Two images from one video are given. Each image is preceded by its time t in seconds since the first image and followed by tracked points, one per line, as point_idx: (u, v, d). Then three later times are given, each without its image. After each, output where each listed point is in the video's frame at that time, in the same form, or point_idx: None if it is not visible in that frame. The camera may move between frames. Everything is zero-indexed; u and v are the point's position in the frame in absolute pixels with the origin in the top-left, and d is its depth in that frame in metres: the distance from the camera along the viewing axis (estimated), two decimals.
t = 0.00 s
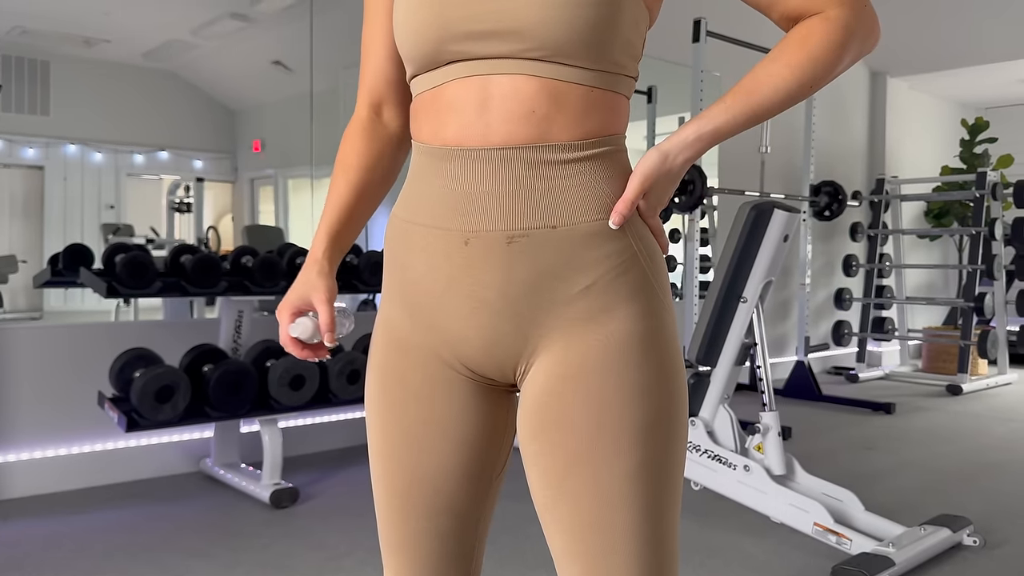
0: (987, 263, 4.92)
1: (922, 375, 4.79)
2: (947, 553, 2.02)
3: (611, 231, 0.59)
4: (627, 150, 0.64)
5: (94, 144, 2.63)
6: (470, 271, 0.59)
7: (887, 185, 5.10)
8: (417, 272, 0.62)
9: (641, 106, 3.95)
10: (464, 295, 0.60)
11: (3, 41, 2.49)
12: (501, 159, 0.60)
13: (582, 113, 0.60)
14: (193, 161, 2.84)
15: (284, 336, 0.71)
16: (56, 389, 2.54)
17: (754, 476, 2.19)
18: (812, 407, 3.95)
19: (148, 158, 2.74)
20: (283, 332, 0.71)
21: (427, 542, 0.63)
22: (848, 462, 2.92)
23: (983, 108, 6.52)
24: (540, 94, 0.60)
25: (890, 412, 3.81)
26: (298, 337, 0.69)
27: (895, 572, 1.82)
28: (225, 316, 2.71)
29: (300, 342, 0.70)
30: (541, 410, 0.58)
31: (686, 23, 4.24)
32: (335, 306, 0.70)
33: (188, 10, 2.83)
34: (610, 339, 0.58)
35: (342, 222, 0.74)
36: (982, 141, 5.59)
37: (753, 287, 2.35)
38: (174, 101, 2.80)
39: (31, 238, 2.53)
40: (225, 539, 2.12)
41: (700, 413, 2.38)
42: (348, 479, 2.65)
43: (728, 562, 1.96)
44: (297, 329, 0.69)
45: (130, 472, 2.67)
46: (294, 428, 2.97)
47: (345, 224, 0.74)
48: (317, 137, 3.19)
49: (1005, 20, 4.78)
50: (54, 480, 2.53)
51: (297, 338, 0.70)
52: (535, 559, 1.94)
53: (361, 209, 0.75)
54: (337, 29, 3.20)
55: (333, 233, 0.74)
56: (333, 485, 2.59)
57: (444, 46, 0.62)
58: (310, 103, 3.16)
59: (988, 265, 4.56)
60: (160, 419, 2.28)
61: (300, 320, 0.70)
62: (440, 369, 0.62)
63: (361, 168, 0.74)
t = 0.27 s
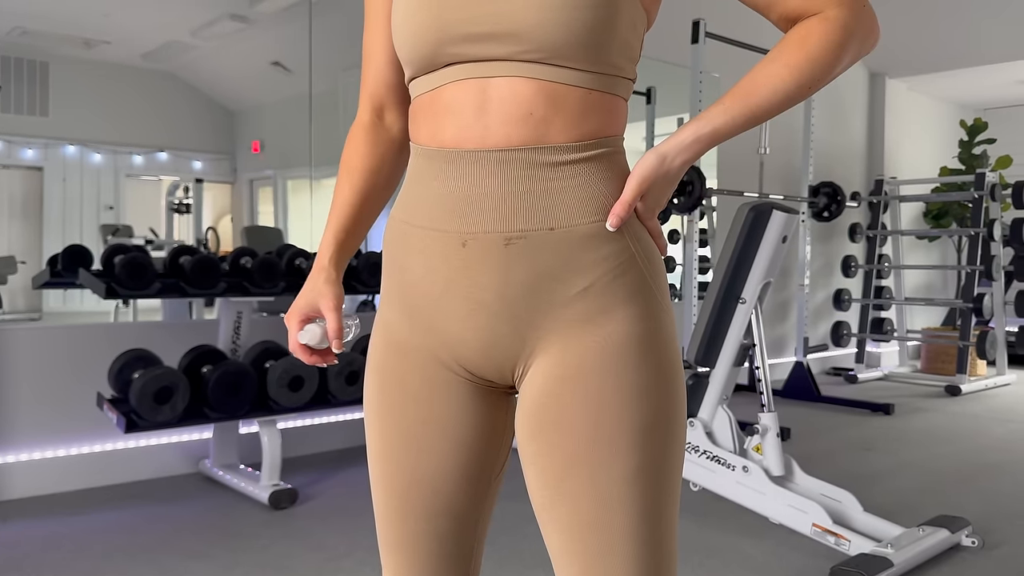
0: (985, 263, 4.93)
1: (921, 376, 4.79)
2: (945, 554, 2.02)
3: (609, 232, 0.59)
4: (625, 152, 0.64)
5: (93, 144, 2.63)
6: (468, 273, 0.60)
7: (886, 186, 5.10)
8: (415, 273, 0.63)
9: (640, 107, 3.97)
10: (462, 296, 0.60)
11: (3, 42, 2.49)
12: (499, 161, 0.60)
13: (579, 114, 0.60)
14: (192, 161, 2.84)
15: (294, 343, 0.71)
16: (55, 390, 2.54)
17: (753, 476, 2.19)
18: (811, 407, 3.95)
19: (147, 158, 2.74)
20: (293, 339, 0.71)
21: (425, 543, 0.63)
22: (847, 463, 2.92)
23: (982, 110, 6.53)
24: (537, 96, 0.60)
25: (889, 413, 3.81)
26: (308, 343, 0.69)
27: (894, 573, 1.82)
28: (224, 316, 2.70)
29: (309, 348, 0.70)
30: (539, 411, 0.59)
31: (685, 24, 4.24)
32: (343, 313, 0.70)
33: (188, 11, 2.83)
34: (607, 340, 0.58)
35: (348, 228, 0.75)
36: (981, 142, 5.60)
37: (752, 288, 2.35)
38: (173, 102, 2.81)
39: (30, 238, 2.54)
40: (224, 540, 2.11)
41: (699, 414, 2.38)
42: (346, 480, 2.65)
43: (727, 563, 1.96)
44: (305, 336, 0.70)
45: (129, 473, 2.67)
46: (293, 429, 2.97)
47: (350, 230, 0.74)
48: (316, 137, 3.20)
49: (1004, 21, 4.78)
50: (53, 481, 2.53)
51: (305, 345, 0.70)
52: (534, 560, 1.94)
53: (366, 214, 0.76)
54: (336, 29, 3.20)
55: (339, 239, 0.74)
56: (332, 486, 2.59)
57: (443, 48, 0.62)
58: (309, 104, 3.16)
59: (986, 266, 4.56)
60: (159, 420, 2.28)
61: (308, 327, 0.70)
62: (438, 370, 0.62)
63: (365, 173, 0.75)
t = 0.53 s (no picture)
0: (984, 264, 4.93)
1: (920, 376, 4.80)
2: (943, 555, 2.02)
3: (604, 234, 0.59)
4: (621, 154, 0.65)
5: (93, 146, 2.63)
6: (464, 276, 0.60)
7: (884, 187, 5.11)
8: (411, 277, 0.63)
9: (639, 108, 3.98)
10: (457, 299, 0.60)
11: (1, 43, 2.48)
12: (495, 164, 0.60)
13: (576, 117, 0.60)
14: (191, 162, 2.85)
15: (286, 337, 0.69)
16: (54, 391, 2.54)
17: (751, 477, 2.20)
18: (809, 408, 3.95)
19: (146, 159, 2.74)
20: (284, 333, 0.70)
21: (423, 545, 0.63)
22: (846, 463, 2.92)
23: (980, 111, 6.54)
24: (534, 98, 0.60)
25: (887, 414, 3.81)
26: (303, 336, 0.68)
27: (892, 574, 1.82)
28: (223, 318, 2.72)
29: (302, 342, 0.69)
30: (535, 413, 0.59)
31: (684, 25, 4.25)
32: (334, 307, 0.71)
33: (186, 12, 2.83)
34: (602, 342, 0.58)
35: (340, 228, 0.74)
36: (979, 143, 5.61)
37: (751, 290, 2.35)
38: (172, 104, 2.81)
39: (30, 239, 2.54)
40: (223, 541, 2.11)
41: (697, 415, 2.39)
42: (345, 481, 2.65)
43: (725, 564, 1.96)
44: (300, 330, 0.68)
45: (128, 474, 2.67)
46: (292, 430, 2.97)
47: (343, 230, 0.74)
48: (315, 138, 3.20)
49: (1002, 22, 4.79)
50: (52, 482, 2.53)
51: (297, 337, 0.69)
52: (533, 561, 1.94)
53: (359, 216, 0.76)
54: (335, 31, 3.20)
55: (332, 239, 0.74)
56: (331, 488, 2.59)
57: (440, 51, 0.62)
58: (308, 105, 3.16)
59: (984, 267, 4.58)
60: (158, 421, 2.28)
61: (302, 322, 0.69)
62: (435, 373, 0.62)
63: (360, 175, 0.75)
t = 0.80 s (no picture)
0: (982, 265, 4.94)
1: (919, 377, 4.80)
2: (942, 555, 2.02)
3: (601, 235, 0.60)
4: (618, 155, 0.65)
5: (92, 146, 2.63)
6: (462, 276, 0.60)
7: (883, 188, 5.11)
8: (409, 278, 0.63)
9: (638, 109, 3.98)
10: (455, 300, 0.60)
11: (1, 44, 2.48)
12: (493, 164, 0.61)
13: (573, 118, 0.60)
14: (190, 163, 2.85)
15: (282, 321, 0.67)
16: (52, 392, 2.54)
17: (749, 478, 2.20)
18: (808, 409, 3.95)
19: (146, 160, 2.74)
20: (280, 318, 0.68)
21: (422, 546, 0.63)
22: (845, 464, 2.92)
23: (978, 111, 6.54)
24: (531, 100, 0.60)
25: (886, 414, 3.81)
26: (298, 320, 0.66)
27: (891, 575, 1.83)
28: (221, 319, 2.73)
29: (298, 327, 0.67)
30: (532, 414, 0.59)
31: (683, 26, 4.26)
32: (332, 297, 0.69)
33: (186, 13, 2.84)
34: (599, 343, 0.58)
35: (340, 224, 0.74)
36: (978, 144, 5.61)
37: (749, 290, 2.36)
38: (171, 105, 2.81)
39: (29, 240, 2.55)
40: (221, 542, 2.11)
41: (696, 416, 2.39)
42: (344, 482, 2.65)
43: (723, 565, 1.96)
44: (296, 313, 0.66)
45: (127, 474, 2.67)
46: (291, 431, 2.97)
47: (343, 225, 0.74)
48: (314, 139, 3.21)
49: (1001, 23, 4.79)
50: (51, 483, 2.53)
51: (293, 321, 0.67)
52: (531, 562, 1.94)
53: (359, 214, 0.75)
54: (335, 31, 3.20)
55: (332, 234, 0.73)
56: (330, 488, 2.59)
57: (438, 53, 0.62)
58: (307, 106, 3.17)
59: (984, 267, 4.62)
60: (157, 422, 2.28)
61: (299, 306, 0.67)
62: (432, 374, 0.63)
63: (359, 175, 0.75)
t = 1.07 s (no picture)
0: (982, 265, 4.94)
1: (919, 377, 4.80)
2: (941, 555, 2.02)
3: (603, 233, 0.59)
4: (620, 153, 0.65)
5: (91, 146, 2.63)
6: (465, 276, 0.60)
7: (883, 188, 5.11)
8: (411, 277, 0.63)
9: (638, 109, 3.99)
10: (458, 299, 0.60)
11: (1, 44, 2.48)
12: (496, 163, 0.61)
13: (574, 117, 0.60)
14: (190, 163, 2.85)
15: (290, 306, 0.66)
16: (51, 392, 2.53)
17: (749, 478, 2.20)
18: (808, 409, 3.95)
19: (145, 160, 2.74)
20: (287, 302, 0.67)
21: (421, 545, 0.63)
22: (844, 464, 2.92)
23: (978, 111, 6.55)
24: (533, 100, 0.60)
25: (886, 414, 3.81)
26: (309, 303, 0.65)
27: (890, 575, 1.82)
28: (221, 319, 2.71)
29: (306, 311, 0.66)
30: (535, 413, 0.59)
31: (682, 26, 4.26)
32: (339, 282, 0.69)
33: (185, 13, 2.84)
34: (602, 341, 0.58)
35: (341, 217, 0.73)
36: (977, 144, 5.61)
37: (749, 290, 2.36)
38: (170, 105, 2.81)
39: (28, 241, 2.54)
40: (220, 543, 2.11)
41: (696, 415, 2.38)
42: (343, 482, 2.65)
43: (723, 565, 1.96)
44: (305, 295, 0.66)
45: (126, 475, 2.67)
46: (290, 431, 2.97)
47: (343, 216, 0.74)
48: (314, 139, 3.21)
49: (1001, 23, 4.79)
50: (50, 483, 2.53)
51: (301, 304, 0.66)
52: (531, 562, 1.94)
53: (358, 208, 0.75)
54: (334, 31, 3.20)
55: (332, 224, 0.73)
56: (329, 489, 2.59)
57: (438, 54, 0.62)
58: (306, 106, 3.17)
59: (983, 267, 4.61)
60: (156, 422, 2.28)
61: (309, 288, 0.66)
62: (434, 373, 0.62)
63: (358, 172, 0.75)
